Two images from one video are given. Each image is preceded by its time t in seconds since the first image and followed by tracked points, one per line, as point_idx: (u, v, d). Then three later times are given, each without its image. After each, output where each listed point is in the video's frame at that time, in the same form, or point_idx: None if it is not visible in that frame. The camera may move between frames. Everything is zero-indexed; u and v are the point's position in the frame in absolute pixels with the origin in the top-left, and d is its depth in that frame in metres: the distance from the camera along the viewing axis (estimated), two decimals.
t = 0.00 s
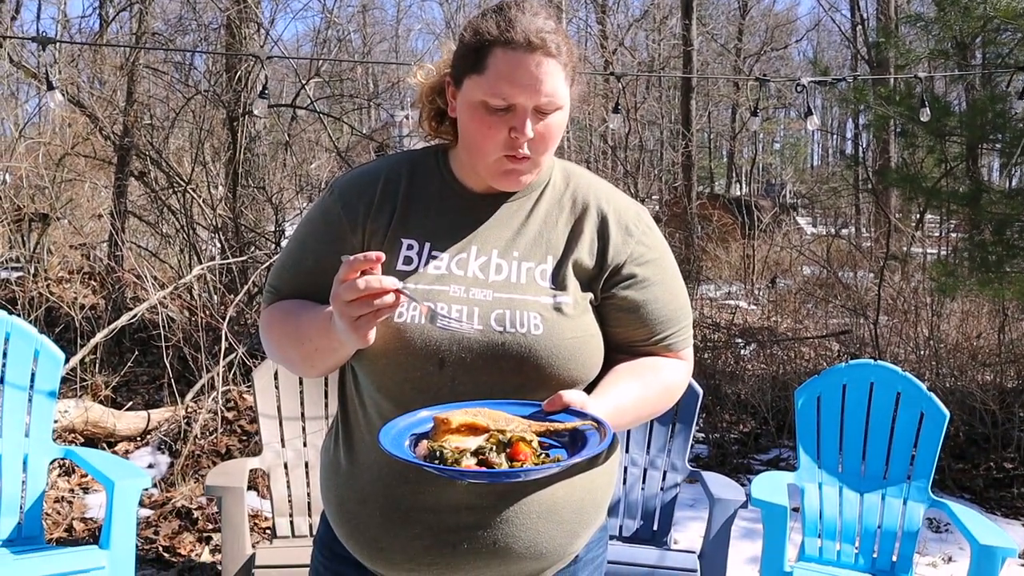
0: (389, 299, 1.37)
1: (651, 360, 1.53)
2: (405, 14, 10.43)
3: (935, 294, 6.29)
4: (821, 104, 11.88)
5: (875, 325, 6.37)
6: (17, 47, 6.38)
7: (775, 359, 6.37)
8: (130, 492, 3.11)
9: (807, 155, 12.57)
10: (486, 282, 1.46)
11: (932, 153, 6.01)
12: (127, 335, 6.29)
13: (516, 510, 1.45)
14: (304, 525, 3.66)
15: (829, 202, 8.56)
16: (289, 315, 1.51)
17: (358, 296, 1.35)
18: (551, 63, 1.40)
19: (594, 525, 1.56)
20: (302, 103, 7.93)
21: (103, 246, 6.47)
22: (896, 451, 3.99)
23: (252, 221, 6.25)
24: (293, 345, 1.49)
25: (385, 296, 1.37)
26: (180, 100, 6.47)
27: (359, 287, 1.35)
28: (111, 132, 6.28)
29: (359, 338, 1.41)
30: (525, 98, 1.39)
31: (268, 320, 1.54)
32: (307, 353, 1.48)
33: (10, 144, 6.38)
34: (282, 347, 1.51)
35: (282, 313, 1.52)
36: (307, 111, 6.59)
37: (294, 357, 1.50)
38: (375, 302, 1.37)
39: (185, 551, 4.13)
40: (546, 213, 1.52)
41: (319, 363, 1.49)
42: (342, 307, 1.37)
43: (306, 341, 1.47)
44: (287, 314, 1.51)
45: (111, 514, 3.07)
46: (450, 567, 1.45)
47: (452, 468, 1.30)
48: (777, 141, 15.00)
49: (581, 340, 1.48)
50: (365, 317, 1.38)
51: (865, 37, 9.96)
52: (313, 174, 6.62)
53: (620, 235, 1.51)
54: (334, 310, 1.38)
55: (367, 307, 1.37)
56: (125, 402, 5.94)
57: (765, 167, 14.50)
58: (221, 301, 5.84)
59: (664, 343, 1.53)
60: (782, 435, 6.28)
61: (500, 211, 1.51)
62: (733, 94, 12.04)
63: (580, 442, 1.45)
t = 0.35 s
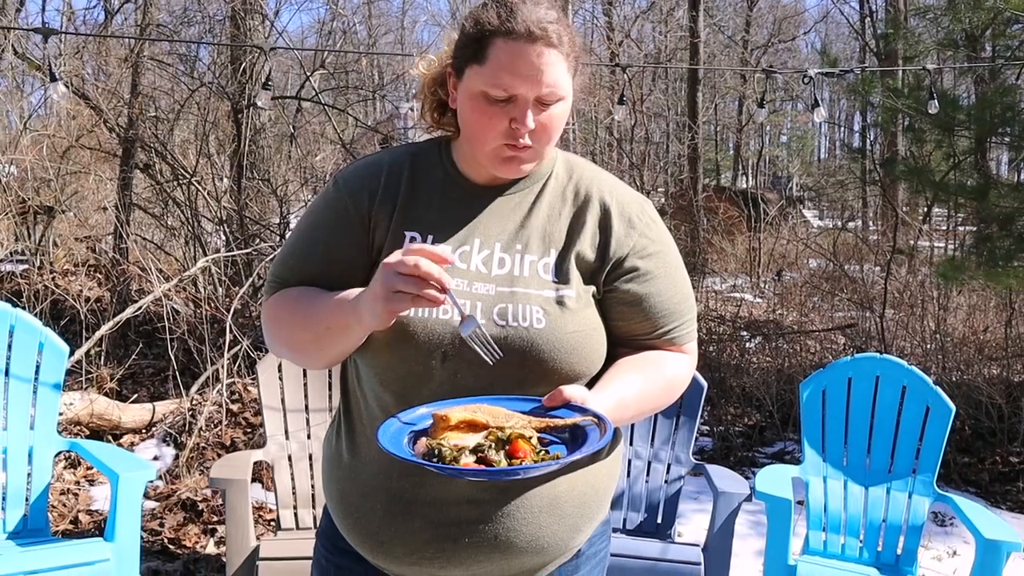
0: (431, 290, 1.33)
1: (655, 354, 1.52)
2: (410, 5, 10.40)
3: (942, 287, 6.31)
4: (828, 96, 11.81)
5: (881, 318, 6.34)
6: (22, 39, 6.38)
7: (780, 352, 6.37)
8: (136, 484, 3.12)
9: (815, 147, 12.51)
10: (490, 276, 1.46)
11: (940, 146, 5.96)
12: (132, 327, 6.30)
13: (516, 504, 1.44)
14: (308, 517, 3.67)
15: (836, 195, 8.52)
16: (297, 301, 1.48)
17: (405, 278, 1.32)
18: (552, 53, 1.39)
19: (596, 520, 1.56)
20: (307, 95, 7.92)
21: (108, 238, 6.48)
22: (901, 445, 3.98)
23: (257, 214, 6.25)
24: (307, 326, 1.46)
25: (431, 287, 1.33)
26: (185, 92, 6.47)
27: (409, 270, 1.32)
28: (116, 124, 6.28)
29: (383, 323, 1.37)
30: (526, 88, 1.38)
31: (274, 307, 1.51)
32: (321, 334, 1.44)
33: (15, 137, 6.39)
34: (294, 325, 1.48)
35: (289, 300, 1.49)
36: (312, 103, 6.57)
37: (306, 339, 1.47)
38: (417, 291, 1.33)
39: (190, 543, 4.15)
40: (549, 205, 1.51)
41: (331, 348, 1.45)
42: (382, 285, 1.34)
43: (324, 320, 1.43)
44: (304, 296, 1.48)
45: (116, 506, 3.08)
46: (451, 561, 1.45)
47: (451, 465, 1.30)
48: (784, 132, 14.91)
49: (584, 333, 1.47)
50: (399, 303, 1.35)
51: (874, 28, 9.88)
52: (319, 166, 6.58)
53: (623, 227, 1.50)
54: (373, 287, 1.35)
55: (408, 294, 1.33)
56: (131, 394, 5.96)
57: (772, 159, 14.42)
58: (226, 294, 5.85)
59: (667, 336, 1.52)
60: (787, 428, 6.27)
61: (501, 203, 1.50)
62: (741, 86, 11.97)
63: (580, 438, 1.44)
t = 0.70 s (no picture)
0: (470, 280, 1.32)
1: (650, 342, 1.52)
2: None
3: (939, 274, 6.31)
4: (826, 83, 11.77)
5: (879, 306, 6.35)
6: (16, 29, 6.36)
7: (779, 341, 6.41)
8: (134, 473, 3.13)
9: (812, 135, 12.48)
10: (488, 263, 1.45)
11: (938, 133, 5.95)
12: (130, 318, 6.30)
13: (515, 489, 1.45)
14: (307, 506, 3.67)
15: (834, 183, 8.50)
16: (302, 289, 1.45)
17: (445, 264, 1.31)
18: (537, 32, 1.38)
19: (594, 505, 1.56)
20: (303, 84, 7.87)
21: (105, 228, 6.47)
22: (899, 432, 3.99)
23: (254, 203, 6.23)
24: (320, 309, 1.42)
25: (469, 278, 1.32)
26: (180, 82, 6.47)
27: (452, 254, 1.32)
28: (111, 114, 6.27)
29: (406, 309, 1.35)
30: (511, 67, 1.37)
31: (274, 295, 1.48)
32: (334, 319, 1.40)
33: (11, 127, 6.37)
34: (306, 307, 1.43)
35: (291, 288, 1.46)
36: (308, 92, 6.55)
37: (317, 323, 1.42)
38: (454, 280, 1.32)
39: (190, 532, 4.16)
40: (546, 192, 1.51)
41: (343, 335, 1.42)
42: (418, 267, 1.32)
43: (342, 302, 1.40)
44: (318, 281, 1.45)
45: (115, 494, 3.09)
46: (450, 547, 1.45)
47: (445, 445, 1.31)
48: (782, 121, 14.86)
49: (582, 321, 1.47)
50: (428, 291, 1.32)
51: (872, 15, 9.85)
52: (315, 155, 6.52)
53: (619, 214, 1.50)
54: (407, 270, 1.33)
55: (444, 281, 1.31)
56: (129, 384, 5.96)
57: (770, 147, 14.39)
58: (223, 283, 5.84)
59: (663, 323, 1.52)
60: (785, 415, 6.29)
61: (495, 191, 1.50)
62: (738, 74, 11.93)
63: (572, 421, 1.44)
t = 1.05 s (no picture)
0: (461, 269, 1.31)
1: (659, 326, 1.52)
2: None
3: (942, 257, 6.29)
4: (828, 65, 11.70)
5: (882, 289, 6.34)
6: (17, 13, 6.35)
7: (782, 323, 6.33)
8: (140, 457, 3.15)
9: (815, 118, 12.42)
10: (497, 246, 1.44)
11: (942, 114, 5.91)
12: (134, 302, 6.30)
13: (523, 473, 1.46)
14: (312, 490, 3.69)
15: (836, 165, 8.47)
16: (304, 275, 1.45)
17: (435, 252, 1.30)
18: (529, 9, 1.38)
19: (601, 489, 1.57)
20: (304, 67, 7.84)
21: (108, 213, 6.46)
22: (902, 415, 4.00)
23: (257, 187, 6.21)
24: (320, 296, 1.42)
25: (461, 265, 1.32)
26: (182, 66, 6.50)
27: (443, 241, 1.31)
28: (113, 98, 6.26)
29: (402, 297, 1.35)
30: (501, 44, 1.37)
31: (278, 282, 1.48)
32: (334, 305, 1.41)
33: (12, 112, 6.35)
34: (306, 295, 1.44)
35: (294, 274, 1.46)
36: (310, 76, 6.54)
37: (317, 311, 1.43)
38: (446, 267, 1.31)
39: (195, 516, 4.18)
40: (554, 175, 1.50)
41: (343, 321, 1.42)
42: (409, 256, 1.31)
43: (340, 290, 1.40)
44: (318, 267, 1.45)
45: (121, 478, 3.11)
46: (458, 531, 1.45)
47: (461, 429, 1.30)
48: (785, 104, 14.76)
49: (591, 304, 1.47)
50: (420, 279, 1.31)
51: None
52: (318, 139, 6.55)
53: (627, 198, 1.49)
54: (399, 258, 1.32)
55: (434, 270, 1.31)
56: (133, 369, 5.97)
57: (773, 130, 14.29)
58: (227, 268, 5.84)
59: (672, 308, 1.52)
60: (788, 399, 6.30)
61: (496, 173, 1.49)
62: (741, 57, 11.88)
63: (589, 408, 1.43)
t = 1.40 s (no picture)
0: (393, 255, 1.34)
1: (665, 320, 1.51)
2: None
3: (948, 248, 6.26)
4: (834, 56, 11.66)
5: (887, 280, 6.34)
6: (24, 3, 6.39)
7: (787, 315, 6.34)
8: (145, 449, 3.16)
9: (821, 109, 12.38)
10: (496, 239, 1.44)
11: (947, 106, 5.88)
12: (139, 294, 6.31)
13: (526, 466, 1.46)
14: (317, 481, 3.70)
15: (842, 156, 8.43)
16: (297, 269, 1.50)
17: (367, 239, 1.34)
18: None
19: (605, 485, 1.56)
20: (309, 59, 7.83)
21: (114, 204, 6.46)
22: (907, 407, 4.00)
23: (262, 178, 6.18)
24: (295, 296, 1.48)
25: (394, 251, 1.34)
26: (187, 57, 6.53)
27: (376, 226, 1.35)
28: (118, 89, 6.27)
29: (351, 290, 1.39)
30: (502, 36, 1.36)
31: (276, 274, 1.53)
32: (308, 304, 1.47)
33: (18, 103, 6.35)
34: (285, 298, 1.51)
35: (291, 268, 1.51)
36: (315, 67, 6.53)
37: (297, 313, 1.49)
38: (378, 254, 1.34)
39: (200, 507, 4.20)
40: (557, 167, 1.50)
41: (318, 319, 1.47)
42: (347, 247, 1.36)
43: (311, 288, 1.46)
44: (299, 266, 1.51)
45: (126, 470, 3.12)
46: (460, 524, 1.45)
47: (461, 422, 1.31)
48: (790, 94, 14.67)
49: (592, 297, 1.46)
50: (358, 267, 1.35)
51: None
52: (323, 131, 6.52)
53: (632, 191, 1.49)
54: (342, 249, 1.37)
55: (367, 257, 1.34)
56: (139, 360, 5.98)
57: (778, 121, 14.21)
58: (232, 259, 5.84)
59: (679, 301, 1.51)
60: (793, 391, 6.28)
61: (499, 165, 1.49)
62: (746, 48, 11.83)
63: (589, 399, 1.44)
